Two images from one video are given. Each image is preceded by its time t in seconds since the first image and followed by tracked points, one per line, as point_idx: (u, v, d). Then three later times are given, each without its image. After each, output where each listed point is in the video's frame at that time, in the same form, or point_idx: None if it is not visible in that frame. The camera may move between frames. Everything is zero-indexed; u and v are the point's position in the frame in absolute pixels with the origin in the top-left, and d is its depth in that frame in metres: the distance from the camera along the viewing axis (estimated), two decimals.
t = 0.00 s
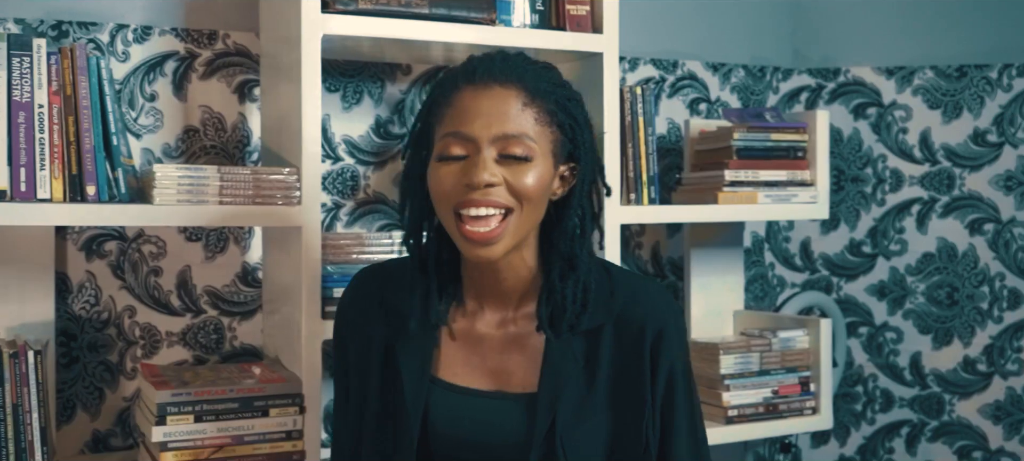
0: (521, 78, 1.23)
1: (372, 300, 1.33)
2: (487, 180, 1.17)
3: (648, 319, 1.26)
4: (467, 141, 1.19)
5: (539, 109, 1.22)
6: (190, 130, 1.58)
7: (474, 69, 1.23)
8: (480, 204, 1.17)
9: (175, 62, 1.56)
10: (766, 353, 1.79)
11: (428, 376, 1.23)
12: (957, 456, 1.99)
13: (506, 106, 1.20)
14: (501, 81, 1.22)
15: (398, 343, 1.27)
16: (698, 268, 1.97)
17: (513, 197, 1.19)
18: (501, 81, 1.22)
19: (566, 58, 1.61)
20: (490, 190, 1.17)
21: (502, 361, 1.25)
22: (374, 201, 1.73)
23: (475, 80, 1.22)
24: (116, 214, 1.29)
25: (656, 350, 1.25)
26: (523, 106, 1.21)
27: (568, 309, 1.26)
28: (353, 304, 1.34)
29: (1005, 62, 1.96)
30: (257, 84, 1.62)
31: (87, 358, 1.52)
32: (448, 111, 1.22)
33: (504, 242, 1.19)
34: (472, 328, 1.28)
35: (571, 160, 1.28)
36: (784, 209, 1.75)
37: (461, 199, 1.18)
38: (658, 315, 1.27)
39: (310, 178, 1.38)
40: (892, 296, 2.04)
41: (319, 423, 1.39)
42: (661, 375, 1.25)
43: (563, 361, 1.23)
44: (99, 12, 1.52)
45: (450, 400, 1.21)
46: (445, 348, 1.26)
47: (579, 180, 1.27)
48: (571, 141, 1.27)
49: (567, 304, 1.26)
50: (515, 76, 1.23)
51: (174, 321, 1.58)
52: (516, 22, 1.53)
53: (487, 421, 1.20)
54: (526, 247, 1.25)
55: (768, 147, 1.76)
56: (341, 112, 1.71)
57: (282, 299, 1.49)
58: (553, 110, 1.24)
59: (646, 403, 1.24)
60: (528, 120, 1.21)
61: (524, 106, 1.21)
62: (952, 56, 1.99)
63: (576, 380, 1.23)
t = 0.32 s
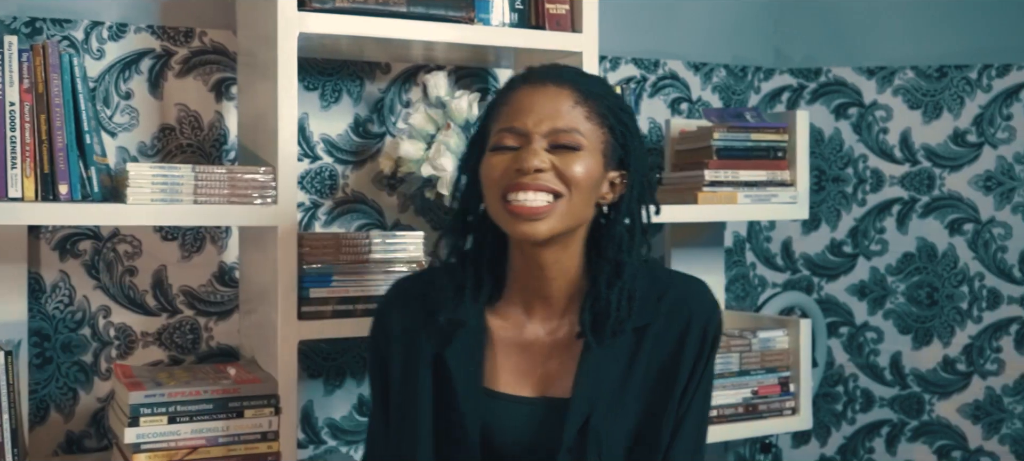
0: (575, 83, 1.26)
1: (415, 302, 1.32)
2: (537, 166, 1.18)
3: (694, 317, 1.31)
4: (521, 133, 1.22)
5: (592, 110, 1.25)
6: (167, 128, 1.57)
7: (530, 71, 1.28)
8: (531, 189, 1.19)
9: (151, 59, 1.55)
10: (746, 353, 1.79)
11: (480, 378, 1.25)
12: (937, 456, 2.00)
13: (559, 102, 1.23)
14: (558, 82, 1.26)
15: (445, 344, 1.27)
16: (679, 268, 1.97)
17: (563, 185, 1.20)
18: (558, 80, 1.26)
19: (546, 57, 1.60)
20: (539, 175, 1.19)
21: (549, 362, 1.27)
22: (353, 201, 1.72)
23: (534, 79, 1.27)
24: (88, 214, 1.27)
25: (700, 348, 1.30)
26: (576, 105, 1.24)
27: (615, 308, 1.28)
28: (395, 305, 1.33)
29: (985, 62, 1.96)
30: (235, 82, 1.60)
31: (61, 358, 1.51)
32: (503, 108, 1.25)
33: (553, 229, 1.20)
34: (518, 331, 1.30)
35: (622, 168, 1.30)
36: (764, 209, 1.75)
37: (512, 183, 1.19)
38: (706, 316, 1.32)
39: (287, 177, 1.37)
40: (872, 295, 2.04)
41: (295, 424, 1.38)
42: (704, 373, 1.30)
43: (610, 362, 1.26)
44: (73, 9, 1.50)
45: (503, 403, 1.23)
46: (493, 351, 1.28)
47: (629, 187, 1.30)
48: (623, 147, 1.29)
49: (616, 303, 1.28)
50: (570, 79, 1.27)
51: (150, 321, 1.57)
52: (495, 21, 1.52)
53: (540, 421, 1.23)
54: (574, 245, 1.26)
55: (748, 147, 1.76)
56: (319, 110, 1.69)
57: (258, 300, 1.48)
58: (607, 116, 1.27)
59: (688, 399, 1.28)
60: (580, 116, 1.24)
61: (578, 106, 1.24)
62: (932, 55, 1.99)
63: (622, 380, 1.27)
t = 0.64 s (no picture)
0: (638, 76, 1.28)
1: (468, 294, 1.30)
2: (619, 153, 1.20)
3: (741, 296, 1.30)
4: (600, 122, 1.23)
5: (657, 103, 1.27)
6: (137, 127, 1.54)
7: (601, 62, 1.29)
8: (609, 177, 1.21)
9: (120, 57, 1.53)
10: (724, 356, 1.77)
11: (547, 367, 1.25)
12: (912, 456, 2.00)
13: (630, 94, 1.25)
14: (626, 75, 1.27)
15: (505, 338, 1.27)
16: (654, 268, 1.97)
17: (638, 174, 1.23)
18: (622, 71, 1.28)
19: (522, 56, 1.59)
20: (619, 163, 1.21)
21: (610, 349, 1.27)
22: (326, 202, 1.71)
23: (600, 69, 1.28)
24: (52, 214, 1.24)
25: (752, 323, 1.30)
26: (645, 99, 1.26)
27: (672, 295, 1.28)
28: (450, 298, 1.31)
29: (960, 64, 1.97)
30: (206, 80, 1.58)
31: (27, 360, 1.49)
32: (575, 97, 1.26)
33: (629, 219, 1.22)
34: (575, 319, 1.28)
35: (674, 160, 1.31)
36: (741, 210, 1.74)
37: (590, 171, 1.21)
38: (745, 290, 1.31)
39: (258, 177, 1.36)
40: (848, 297, 2.03)
41: (264, 428, 1.37)
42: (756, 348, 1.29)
43: (670, 348, 1.27)
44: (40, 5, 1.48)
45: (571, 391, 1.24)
46: (555, 339, 1.27)
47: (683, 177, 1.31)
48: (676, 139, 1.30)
49: (672, 289, 1.28)
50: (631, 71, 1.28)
51: (119, 322, 1.55)
52: (470, 19, 1.51)
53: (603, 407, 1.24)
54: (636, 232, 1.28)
55: (724, 148, 1.76)
56: (292, 110, 1.68)
57: (228, 301, 1.46)
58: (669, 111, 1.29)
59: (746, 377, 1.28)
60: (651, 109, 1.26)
61: (645, 99, 1.26)
62: (908, 57, 1.99)
63: (682, 362, 1.27)
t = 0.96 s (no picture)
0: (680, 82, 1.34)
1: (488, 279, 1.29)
2: (666, 131, 1.22)
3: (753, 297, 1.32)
4: (647, 106, 1.26)
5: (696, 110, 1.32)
6: (103, 126, 1.52)
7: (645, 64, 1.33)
8: (652, 152, 1.22)
9: (87, 54, 1.50)
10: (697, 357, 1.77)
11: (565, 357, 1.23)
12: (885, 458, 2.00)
13: (677, 91, 1.29)
14: (669, 75, 1.31)
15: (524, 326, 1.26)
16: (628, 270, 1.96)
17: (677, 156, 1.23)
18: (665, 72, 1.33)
19: (496, 56, 1.58)
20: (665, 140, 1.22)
21: (629, 339, 1.26)
22: (297, 202, 1.68)
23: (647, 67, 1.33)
24: (12, 215, 1.21)
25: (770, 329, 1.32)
26: (687, 100, 1.30)
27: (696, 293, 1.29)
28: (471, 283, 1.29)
29: (935, 66, 1.96)
30: (175, 78, 1.56)
31: None
32: (623, 84, 1.29)
33: (666, 191, 1.22)
34: (596, 309, 1.27)
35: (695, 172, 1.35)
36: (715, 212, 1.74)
37: (636, 145, 1.22)
38: (757, 293, 1.33)
39: (226, 178, 1.34)
40: (823, 299, 2.03)
41: (232, 433, 1.35)
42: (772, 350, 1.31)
43: (690, 344, 1.26)
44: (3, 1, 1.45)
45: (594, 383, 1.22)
46: (573, 328, 1.26)
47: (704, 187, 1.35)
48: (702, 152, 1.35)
49: (695, 285, 1.29)
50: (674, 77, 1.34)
51: (85, 324, 1.52)
52: (442, 19, 1.50)
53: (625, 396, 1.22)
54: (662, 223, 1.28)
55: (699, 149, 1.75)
56: (263, 109, 1.65)
57: (196, 303, 1.44)
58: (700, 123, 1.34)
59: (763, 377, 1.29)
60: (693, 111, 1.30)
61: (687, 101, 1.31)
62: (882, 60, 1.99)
63: (701, 357, 1.27)
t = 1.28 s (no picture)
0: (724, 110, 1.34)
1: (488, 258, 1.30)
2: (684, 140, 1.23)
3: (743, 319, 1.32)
4: (677, 115, 1.27)
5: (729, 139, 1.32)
6: (70, 124, 1.49)
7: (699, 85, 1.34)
8: (664, 156, 1.23)
9: (54, 51, 1.47)
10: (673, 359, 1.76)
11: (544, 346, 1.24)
12: None
13: (714, 113, 1.30)
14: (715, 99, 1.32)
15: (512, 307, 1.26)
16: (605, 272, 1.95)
17: (689, 171, 1.24)
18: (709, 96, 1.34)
19: (474, 55, 1.57)
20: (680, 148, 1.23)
21: (610, 337, 1.26)
22: (269, 203, 1.66)
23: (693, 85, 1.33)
24: None
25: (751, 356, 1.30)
26: (722, 124, 1.31)
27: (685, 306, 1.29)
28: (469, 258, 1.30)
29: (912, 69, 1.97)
30: (144, 77, 1.53)
31: None
32: (663, 91, 1.30)
33: (668, 200, 1.22)
34: (584, 304, 1.27)
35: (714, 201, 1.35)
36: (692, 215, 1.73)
37: (653, 146, 1.24)
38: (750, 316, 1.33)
39: (195, 179, 1.31)
40: (800, 302, 2.03)
41: (201, 438, 1.33)
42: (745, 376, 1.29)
43: (671, 348, 1.27)
44: None
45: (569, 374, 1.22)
46: (556, 320, 1.26)
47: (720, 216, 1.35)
48: (724, 183, 1.34)
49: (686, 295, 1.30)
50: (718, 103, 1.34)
51: (51, 327, 1.49)
52: (417, 17, 1.48)
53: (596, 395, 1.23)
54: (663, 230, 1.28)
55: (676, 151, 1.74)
56: (235, 108, 1.63)
57: (165, 305, 1.41)
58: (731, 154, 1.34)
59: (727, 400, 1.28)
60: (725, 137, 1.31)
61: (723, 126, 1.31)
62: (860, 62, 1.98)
63: (683, 364, 1.27)
